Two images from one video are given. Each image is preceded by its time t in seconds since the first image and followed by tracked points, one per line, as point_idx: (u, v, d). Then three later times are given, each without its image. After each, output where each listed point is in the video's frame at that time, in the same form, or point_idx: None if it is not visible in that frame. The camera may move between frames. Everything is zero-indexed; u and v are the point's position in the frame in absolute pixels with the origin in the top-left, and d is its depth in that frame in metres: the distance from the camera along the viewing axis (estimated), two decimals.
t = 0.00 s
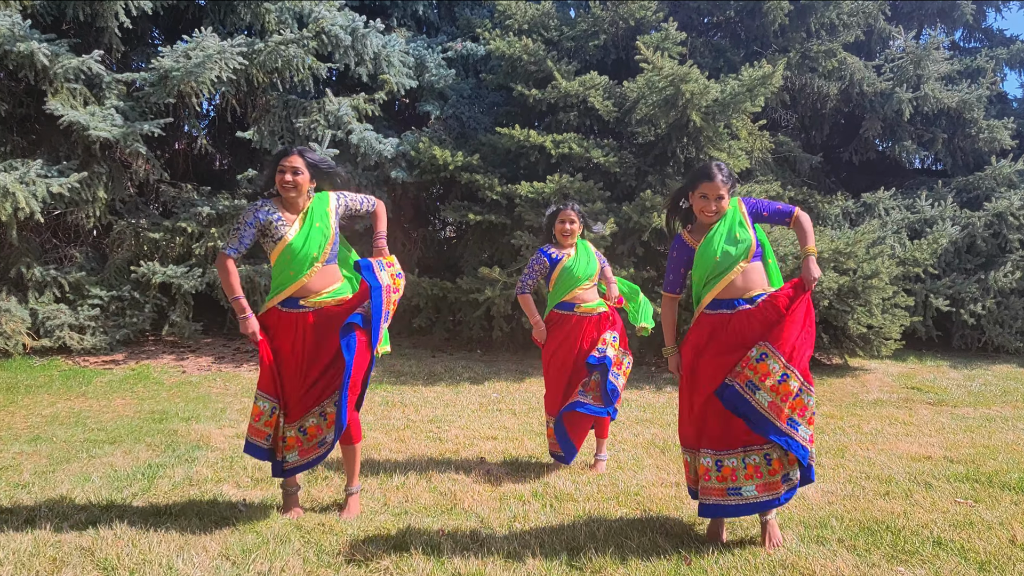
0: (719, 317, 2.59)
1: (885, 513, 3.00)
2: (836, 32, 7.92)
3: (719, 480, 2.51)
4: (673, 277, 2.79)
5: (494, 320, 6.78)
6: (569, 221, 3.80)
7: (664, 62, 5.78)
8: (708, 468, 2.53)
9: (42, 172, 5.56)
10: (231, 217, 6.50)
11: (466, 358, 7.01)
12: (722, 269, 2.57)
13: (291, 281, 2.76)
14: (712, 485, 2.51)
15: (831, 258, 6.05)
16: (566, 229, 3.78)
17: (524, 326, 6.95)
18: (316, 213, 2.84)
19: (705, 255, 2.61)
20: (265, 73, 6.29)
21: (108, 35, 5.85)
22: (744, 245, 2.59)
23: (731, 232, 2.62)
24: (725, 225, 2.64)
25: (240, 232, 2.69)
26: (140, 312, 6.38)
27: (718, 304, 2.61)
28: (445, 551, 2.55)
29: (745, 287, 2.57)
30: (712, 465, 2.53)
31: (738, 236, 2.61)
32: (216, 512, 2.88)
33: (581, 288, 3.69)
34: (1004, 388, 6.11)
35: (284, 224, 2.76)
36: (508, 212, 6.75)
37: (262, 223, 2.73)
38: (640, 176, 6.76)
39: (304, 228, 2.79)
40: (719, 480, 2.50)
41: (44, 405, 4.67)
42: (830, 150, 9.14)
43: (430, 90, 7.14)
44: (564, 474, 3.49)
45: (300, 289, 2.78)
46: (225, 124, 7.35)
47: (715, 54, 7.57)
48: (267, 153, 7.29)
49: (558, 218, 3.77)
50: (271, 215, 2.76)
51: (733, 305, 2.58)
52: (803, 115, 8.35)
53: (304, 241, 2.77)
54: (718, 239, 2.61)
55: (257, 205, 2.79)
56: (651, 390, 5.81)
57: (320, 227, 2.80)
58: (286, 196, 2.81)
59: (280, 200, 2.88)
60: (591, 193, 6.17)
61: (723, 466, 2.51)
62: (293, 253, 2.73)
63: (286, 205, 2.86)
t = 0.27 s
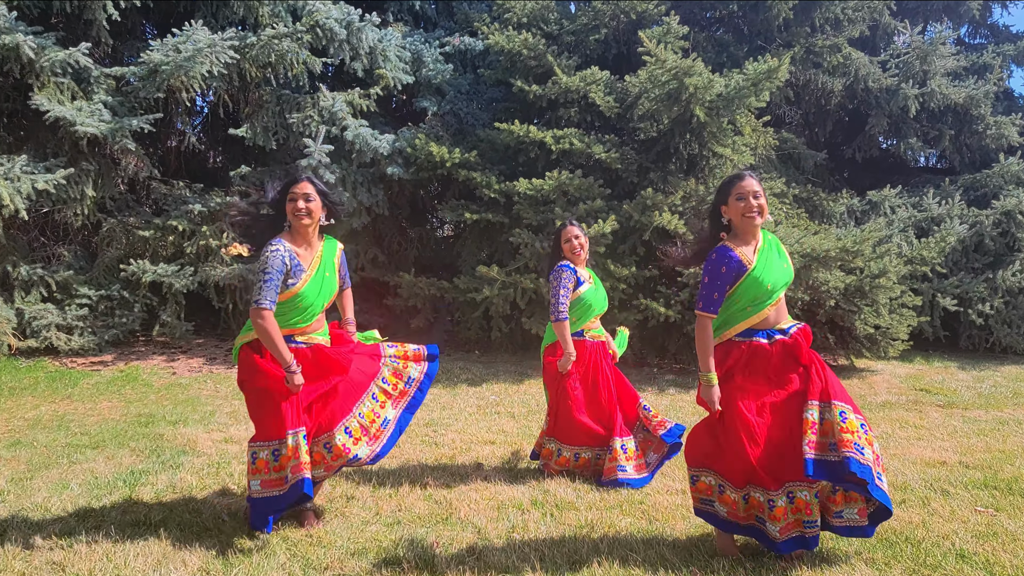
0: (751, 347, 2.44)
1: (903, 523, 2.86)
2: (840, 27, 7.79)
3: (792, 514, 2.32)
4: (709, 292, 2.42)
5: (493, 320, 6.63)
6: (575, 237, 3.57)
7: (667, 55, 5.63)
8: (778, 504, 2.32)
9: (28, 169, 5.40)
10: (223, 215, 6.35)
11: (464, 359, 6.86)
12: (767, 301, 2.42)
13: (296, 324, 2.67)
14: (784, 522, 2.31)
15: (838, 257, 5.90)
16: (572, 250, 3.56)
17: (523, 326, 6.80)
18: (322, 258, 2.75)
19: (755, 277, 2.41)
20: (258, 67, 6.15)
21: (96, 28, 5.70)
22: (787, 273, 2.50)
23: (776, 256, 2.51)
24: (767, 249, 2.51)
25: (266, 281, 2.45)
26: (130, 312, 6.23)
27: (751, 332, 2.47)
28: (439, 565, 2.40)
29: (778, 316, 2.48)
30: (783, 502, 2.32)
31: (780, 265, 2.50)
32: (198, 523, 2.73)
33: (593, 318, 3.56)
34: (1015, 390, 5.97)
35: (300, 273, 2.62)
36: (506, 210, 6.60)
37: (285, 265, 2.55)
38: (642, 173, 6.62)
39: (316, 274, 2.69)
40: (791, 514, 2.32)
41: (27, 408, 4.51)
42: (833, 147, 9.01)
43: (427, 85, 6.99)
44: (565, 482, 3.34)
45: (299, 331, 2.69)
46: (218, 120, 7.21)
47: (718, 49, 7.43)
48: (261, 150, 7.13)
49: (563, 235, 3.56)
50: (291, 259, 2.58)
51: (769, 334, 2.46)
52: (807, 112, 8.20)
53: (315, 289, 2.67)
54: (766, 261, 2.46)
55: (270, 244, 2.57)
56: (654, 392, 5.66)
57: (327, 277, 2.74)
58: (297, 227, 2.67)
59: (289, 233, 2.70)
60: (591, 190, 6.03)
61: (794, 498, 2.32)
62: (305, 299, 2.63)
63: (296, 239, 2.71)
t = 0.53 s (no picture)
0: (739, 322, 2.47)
1: (914, 527, 2.74)
2: (842, 21, 7.69)
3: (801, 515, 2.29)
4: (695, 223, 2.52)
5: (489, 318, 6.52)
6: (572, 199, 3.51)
7: (666, 47, 5.52)
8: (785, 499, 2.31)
9: (13, 163, 5.28)
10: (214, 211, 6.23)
11: (460, 358, 6.74)
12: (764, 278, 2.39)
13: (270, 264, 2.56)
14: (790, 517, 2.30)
15: (841, 253, 5.79)
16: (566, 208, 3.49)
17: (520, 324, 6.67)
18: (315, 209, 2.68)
19: (751, 245, 2.41)
20: (249, 61, 6.05)
21: (83, 19, 5.59)
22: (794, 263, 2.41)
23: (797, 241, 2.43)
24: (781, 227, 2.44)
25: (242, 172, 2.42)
26: (119, 310, 6.10)
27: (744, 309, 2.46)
28: (428, 571, 2.28)
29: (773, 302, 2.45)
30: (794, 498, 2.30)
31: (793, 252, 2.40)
32: (178, 527, 2.61)
33: (563, 270, 3.41)
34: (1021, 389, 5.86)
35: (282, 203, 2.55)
36: (503, 206, 6.48)
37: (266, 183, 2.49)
38: (641, 168, 6.50)
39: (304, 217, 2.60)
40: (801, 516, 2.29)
41: (9, 408, 4.39)
42: (835, 144, 8.90)
43: (423, 79, 6.88)
44: (563, 483, 3.22)
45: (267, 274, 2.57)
46: (210, 115, 7.09)
47: (719, 43, 7.32)
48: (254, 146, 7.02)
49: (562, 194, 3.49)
50: (277, 184, 2.54)
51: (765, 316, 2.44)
52: (809, 108, 8.10)
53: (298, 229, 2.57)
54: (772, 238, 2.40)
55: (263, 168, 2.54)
56: (654, 391, 5.54)
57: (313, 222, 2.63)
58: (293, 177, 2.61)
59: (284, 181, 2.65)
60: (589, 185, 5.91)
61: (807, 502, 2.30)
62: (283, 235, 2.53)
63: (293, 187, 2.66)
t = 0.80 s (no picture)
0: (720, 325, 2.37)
1: (922, 529, 2.67)
2: (843, 18, 7.63)
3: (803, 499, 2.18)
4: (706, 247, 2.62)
5: (487, 317, 6.44)
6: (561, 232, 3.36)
7: (666, 42, 5.46)
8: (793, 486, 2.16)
9: (3, 159, 5.20)
10: (208, 208, 6.15)
11: (458, 357, 6.67)
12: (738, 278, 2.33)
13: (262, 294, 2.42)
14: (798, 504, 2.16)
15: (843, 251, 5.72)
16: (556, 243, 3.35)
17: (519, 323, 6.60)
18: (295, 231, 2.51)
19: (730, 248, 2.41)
20: (244, 57, 5.98)
21: (75, 14, 5.51)
22: (775, 263, 2.25)
23: (781, 237, 2.27)
24: (764, 228, 2.33)
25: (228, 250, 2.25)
26: (112, 309, 6.02)
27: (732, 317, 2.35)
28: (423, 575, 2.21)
29: (760, 305, 2.30)
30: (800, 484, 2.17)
31: (773, 250, 2.26)
32: (164, 530, 2.53)
33: (562, 315, 3.28)
34: None
35: (270, 242, 2.39)
36: (501, 204, 6.41)
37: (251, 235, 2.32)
38: (640, 166, 6.43)
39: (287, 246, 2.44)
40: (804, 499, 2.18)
41: None
42: (836, 142, 8.83)
43: (420, 76, 6.80)
44: (561, 485, 3.15)
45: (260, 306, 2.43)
46: (205, 112, 7.02)
47: (719, 40, 7.25)
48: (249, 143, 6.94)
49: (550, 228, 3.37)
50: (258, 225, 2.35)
51: (750, 321, 2.30)
52: (810, 105, 8.03)
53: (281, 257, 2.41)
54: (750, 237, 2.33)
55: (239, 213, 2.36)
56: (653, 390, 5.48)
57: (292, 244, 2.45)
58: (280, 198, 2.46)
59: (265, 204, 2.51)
60: (588, 182, 5.84)
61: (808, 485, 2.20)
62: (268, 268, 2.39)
63: (273, 210, 2.49)
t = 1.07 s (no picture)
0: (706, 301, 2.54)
1: (915, 525, 2.73)
2: (840, 21, 7.70)
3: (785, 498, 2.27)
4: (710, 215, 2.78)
5: (488, 317, 6.50)
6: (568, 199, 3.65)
7: (665, 46, 5.52)
8: (769, 485, 2.28)
9: (8, 161, 5.24)
10: (211, 210, 6.20)
11: (458, 358, 6.72)
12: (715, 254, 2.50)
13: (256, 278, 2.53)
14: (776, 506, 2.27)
15: (841, 252, 5.78)
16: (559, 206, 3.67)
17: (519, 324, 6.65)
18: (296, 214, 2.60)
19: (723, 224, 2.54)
20: (246, 59, 6.03)
21: (79, 17, 5.55)
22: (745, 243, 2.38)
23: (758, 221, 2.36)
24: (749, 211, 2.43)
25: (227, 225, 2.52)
26: (115, 310, 6.06)
27: (716, 290, 2.51)
28: (428, 570, 2.26)
29: (739, 280, 2.42)
30: (779, 482, 2.27)
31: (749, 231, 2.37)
32: (174, 526, 2.58)
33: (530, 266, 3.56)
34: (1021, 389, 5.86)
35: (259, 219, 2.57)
36: (501, 205, 6.47)
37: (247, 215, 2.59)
38: (640, 167, 6.49)
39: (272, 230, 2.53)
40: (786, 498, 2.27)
41: (5, 407, 4.35)
42: (833, 144, 8.90)
43: (421, 79, 6.86)
44: (562, 482, 3.21)
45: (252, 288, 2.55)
46: (207, 114, 7.06)
47: (717, 43, 7.31)
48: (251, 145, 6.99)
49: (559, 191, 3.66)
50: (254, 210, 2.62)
51: (730, 295, 2.44)
52: (807, 107, 8.10)
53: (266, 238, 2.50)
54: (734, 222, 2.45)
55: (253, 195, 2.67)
56: (652, 390, 5.53)
57: (274, 221, 2.47)
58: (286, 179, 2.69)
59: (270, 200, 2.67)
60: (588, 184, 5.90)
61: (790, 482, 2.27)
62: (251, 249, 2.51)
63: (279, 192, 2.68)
